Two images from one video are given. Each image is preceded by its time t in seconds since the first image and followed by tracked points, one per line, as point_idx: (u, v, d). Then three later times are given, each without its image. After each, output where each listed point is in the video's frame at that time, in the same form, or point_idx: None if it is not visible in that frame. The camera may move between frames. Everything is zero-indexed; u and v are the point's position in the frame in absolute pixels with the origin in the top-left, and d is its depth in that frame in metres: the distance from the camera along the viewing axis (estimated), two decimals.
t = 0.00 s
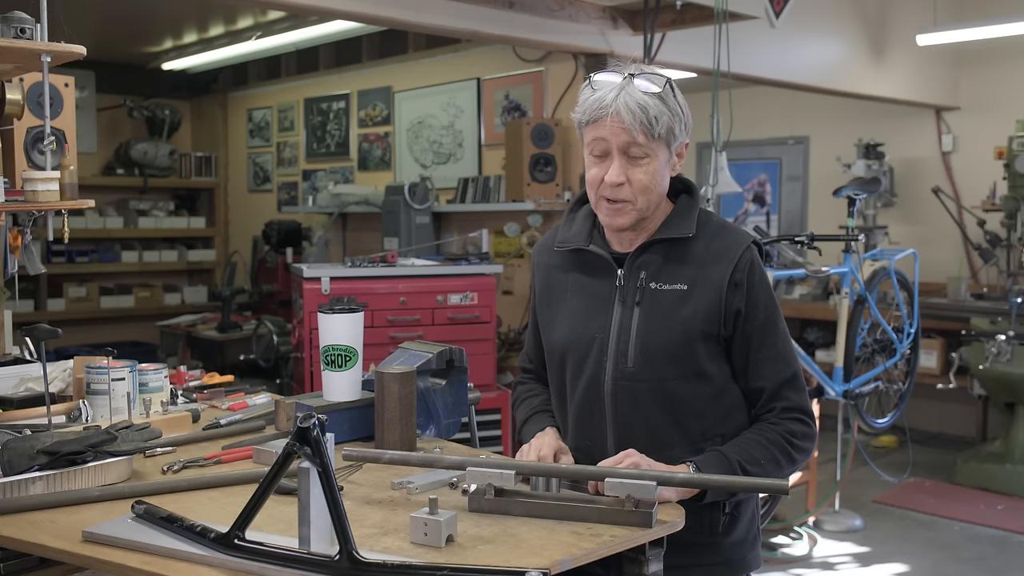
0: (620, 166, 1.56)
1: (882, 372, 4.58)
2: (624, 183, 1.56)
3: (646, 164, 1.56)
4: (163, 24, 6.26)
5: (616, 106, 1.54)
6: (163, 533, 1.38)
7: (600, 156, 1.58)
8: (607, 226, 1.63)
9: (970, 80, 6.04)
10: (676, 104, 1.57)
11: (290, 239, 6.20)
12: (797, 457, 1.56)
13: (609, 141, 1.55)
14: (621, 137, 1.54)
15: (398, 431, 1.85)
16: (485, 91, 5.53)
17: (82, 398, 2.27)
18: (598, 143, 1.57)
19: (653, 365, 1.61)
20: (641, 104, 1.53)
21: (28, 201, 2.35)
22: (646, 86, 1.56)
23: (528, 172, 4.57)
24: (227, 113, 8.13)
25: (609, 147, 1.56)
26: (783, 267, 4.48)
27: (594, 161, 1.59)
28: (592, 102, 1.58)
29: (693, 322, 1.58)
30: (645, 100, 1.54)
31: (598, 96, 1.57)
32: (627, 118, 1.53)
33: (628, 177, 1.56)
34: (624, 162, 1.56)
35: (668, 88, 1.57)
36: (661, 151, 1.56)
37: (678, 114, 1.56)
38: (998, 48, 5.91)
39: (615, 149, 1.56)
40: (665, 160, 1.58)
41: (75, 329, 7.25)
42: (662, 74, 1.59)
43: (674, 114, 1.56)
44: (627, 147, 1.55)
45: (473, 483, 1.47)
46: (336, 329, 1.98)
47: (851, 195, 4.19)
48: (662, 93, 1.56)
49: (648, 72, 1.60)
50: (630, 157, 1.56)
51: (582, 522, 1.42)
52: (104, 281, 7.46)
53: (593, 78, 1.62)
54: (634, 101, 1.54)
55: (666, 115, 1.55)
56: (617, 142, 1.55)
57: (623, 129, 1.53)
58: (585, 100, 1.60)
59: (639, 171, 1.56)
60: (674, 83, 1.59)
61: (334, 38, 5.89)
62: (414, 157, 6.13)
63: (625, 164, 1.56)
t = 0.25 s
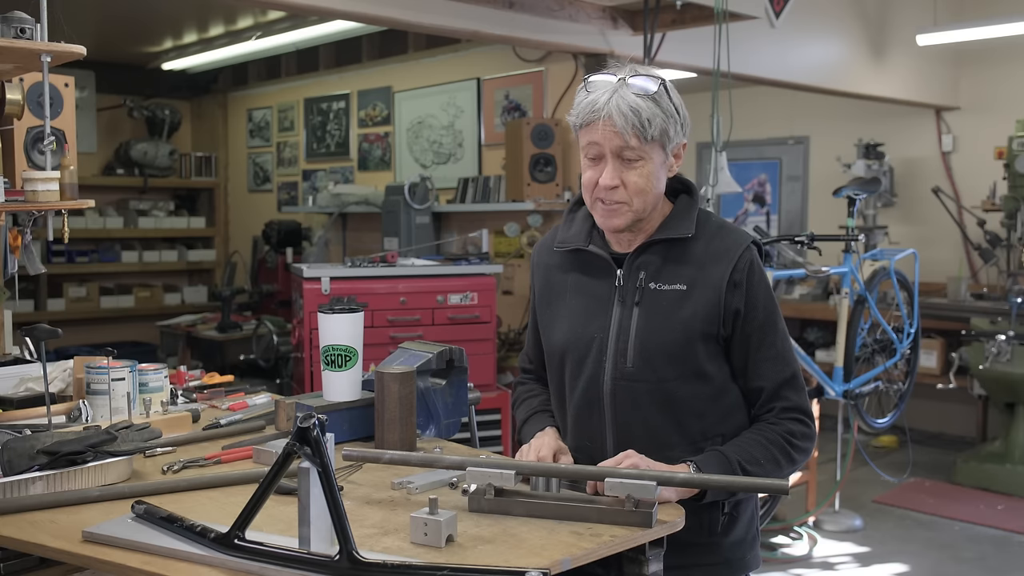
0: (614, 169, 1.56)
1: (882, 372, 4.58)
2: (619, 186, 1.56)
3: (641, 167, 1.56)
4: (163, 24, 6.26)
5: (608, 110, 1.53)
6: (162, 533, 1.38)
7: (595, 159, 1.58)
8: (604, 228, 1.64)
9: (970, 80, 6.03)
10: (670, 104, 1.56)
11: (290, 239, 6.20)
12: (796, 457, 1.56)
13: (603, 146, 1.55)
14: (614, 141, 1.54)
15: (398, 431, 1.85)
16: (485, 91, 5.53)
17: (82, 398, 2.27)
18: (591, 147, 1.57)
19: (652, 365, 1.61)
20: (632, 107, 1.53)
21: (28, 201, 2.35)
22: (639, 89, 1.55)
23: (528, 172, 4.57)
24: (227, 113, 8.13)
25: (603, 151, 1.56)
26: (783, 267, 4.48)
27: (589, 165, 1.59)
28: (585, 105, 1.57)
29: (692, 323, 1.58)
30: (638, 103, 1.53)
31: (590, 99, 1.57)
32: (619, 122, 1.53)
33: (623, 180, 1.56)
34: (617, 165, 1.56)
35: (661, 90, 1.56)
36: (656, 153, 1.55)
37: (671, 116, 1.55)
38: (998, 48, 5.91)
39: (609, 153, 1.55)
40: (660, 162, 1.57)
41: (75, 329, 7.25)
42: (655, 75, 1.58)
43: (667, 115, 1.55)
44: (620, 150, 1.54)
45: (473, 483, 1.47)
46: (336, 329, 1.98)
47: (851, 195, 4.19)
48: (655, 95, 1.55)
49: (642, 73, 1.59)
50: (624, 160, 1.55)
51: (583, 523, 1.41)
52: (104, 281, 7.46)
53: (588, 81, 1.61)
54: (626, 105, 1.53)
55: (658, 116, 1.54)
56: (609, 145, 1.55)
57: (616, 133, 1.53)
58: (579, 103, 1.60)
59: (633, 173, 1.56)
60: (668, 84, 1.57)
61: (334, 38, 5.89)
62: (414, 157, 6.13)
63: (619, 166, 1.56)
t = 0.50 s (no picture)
0: (605, 170, 1.56)
1: (882, 372, 4.58)
2: (611, 186, 1.56)
3: (633, 166, 1.55)
4: (163, 24, 6.26)
5: (596, 111, 1.53)
6: (163, 533, 1.38)
7: (587, 161, 1.58)
8: (601, 229, 1.64)
9: (970, 80, 6.04)
10: (659, 103, 1.55)
11: (290, 239, 6.20)
12: (796, 456, 1.56)
13: (593, 148, 1.55)
14: (603, 142, 1.54)
15: (398, 431, 1.85)
16: (485, 91, 5.53)
17: (82, 398, 2.27)
18: (582, 148, 1.57)
19: (652, 366, 1.61)
20: (619, 107, 1.52)
21: (28, 201, 2.35)
22: (626, 89, 1.55)
23: (529, 172, 4.57)
24: (227, 113, 8.14)
25: (594, 153, 1.56)
26: (783, 267, 4.48)
27: (582, 167, 1.59)
28: (574, 107, 1.57)
29: (692, 323, 1.58)
30: (625, 102, 1.53)
31: (580, 101, 1.57)
32: (607, 123, 1.52)
33: (615, 180, 1.56)
34: (609, 165, 1.56)
35: (649, 88, 1.56)
36: (647, 152, 1.55)
37: (660, 114, 1.55)
38: (998, 48, 5.91)
39: (599, 154, 1.55)
40: (652, 160, 1.56)
41: (75, 329, 7.25)
42: (643, 73, 1.58)
43: (656, 114, 1.54)
44: (609, 151, 1.54)
45: (473, 483, 1.47)
46: (336, 329, 1.98)
47: (851, 195, 4.19)
48: (644, 94, 1.55)
49: (632, 73, 1.59)
50: (615, 160, 1.55)
51: (583, 522, 1.41)
52: (104, 281, 7.46)
53: (580, 83, 1.62)
54: (614, 105, 1.53)
55: (647, 115, 1.53)
56: (599, 146, 1.54)
57: (603, 134, 1.52)
58: (569, 106, 1.60)
59: (625, 173, 1.56)
60: (656, 82, 1.57)
61: (334, 38, 5.89)
62: (414, 157, 6.13)
63: (611, 166, 1.56)
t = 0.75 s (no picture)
0: (592, 170, 1.56)
1: (882, 372, 4.58)
2: (598, 186, 1.56)
3: (619, 166, 1.55)
4: (163, 24, 6.26)
5: (579, 112, 1.54)
6: (163, 533, 1.38)
7: (575, 163, 1.58)
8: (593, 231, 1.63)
9: (970, 80, 6.04)
10: (644, 101, 1.55)
11: (290, 239, 6.20)
12: (797, 455, 1.56)
13: (579, 149, 1.55)
14: (587, 142, 1.54)
15: (398, 431, 1.85)
16: (485, 91, 5.53)
17: (82, 398, 2.27)
18: (569, 150, 1.57)
19: (650, 366, 1.61)
20: (602, 107, 1.53)
21: (28, 201, 2.35)
22: (609, 89, 1.55)
23: (529, 172, 4.57)
24: (227, 113, 8.15)
25: (580, 154, 1.56)
26: (783, 267, 4.48)
27: (571, 168, 1.59)
28: (560, 110, 1.58)
29: (689, 323, 1.58)
30: (608, 102, 1.53)
31: (565, 104, 1.58)
32: (589, 123, 1.53)
33: (602, 180, 1.56)
34: (596, 166, 1.56)
35: (633, 87, 1.56)
36: (633, 151, 1.55)
37: (645, 112, 1.54)
38: (998, 48, 5.91)
39: (586, 154, 1.55)
40: (639, 159, 1.56)
41: (75, 329, 7.25)
42: (628, 74, 1.58)
43: (641, 112, 1.54)
44: (595, 151, 1.54)
45: (473, 483, 1.47)
46: (336, 329, 1.98)
47: (851, 195, 4.19)
48: (627, 93, 1.55)
49: (616, 74, 1.59)
50: (601, 160, 1.55)
51: (583, 522, 1.41)
52: (104, 281, 7.47)
53: (567, 87, 1.63)
54: (596, 105, 1.53)
55: (630, 114, 1.53)
56: (584, 147, 1.55)
57: (586, 134, 1.53)
58: (557, 110, 1.61)
59: (612, 173, 1.55)
60: (641, 81, 1.57)
61: (335, 38, 5.89)
62: (414, 157, 6.12)
63: (598, 167, 1.56)
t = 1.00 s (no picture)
0: (581, 171, 1.56)
1: (882, 372, 4.58)
2: (586, 187, 1.56)
3: (608, 166, 1.55)
4: (163, 24, 6.26)
5: (565, 113, 1.54)
6: (162, 533, 1.38)
7: (564, 163, 1.58)
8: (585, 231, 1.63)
9: (970, 80, 6.04)
10: (631, 101, 1.54)
11: (290, 239, 6.20)
12: (796, 451, 1.55)
13: (567, 150, 1.55)
14: (574, 143, 1.54)
15: (398, 431, 1.85)
16: (485, 91, 5.54)
17: (82, 398, 2.27)
18: (558, 152, 1.58)
19: (643, 365, 1.61)
20: (588, 108, 1.52)
21: (28, 201, 2.35)
22: (596, 89, 1.55)
23: (529, 172, 4.56)
24: (227, 113, 8.16)
25: (569, 155, 1.56)
26: (783, 267, 4.48)
27: (561, 170, 1.59)
28: (548, 111, 1.58)
29: (682, 322, 1.58)
30: (594, 103, 1.53)
31: (553, 106, 1.58)
32: (575, 125, 1.53)
33: (590, 180, 1.56)
34: (584, 167, 1.56)
35: (619, 87, 1.55)
36: (620, 151, 1.54)
37: (632, 111, 1.54)
38: (998, 48, 5.91)
39: (574, 155, 1.55)
40: (628, 159, 1.55)
41: (75, 329, 7.24)
42: (616, 73, 1.58)
43: (627, 112, 1.53)
44: (582, 151, 1.54)
45: (473, 483, 1.47)
46: (336, 329, 1.98)
47: (852, 195, 4.19)
48: (614, 94, 1.54)
49: (604, 74, 1.59)
50: (589, 160, 1.55)
51: (583, 522, 1.41)
52: (104, 281, 7.46)
53: (557, 89, 1.63)
54: (582, 106, 1.53)
55: (617, 114, 1.52)
56: (572, 148, 1.55)
57: (572, 136, 1.53)
58: (546, 112, 1.61)
59: (600, 173, 1.55)
60: (628, 81, 1.56)
61: (335, 38, 5.89)
62: (414, 157, 6.12)
63: (586, 167, 1.56)
